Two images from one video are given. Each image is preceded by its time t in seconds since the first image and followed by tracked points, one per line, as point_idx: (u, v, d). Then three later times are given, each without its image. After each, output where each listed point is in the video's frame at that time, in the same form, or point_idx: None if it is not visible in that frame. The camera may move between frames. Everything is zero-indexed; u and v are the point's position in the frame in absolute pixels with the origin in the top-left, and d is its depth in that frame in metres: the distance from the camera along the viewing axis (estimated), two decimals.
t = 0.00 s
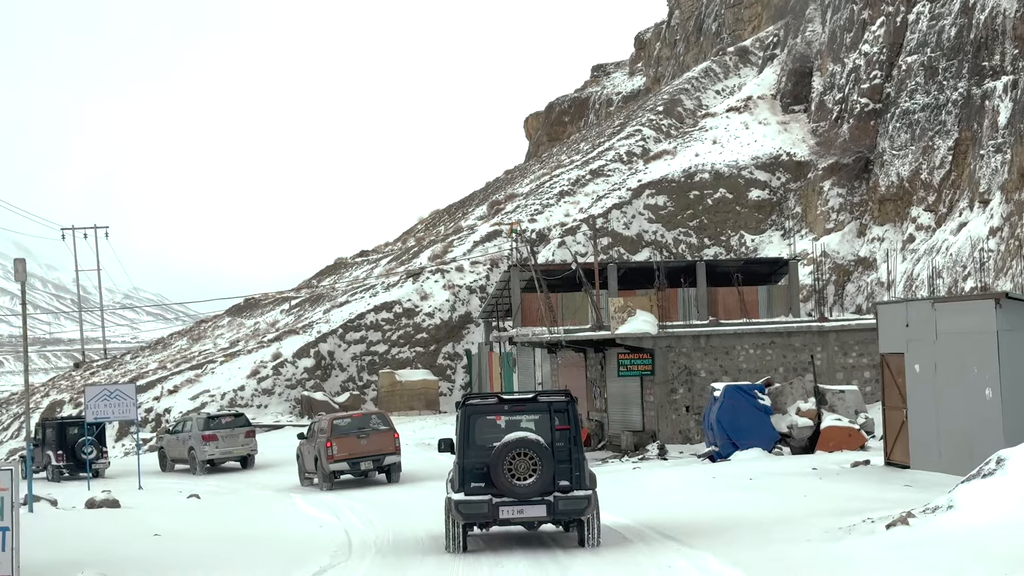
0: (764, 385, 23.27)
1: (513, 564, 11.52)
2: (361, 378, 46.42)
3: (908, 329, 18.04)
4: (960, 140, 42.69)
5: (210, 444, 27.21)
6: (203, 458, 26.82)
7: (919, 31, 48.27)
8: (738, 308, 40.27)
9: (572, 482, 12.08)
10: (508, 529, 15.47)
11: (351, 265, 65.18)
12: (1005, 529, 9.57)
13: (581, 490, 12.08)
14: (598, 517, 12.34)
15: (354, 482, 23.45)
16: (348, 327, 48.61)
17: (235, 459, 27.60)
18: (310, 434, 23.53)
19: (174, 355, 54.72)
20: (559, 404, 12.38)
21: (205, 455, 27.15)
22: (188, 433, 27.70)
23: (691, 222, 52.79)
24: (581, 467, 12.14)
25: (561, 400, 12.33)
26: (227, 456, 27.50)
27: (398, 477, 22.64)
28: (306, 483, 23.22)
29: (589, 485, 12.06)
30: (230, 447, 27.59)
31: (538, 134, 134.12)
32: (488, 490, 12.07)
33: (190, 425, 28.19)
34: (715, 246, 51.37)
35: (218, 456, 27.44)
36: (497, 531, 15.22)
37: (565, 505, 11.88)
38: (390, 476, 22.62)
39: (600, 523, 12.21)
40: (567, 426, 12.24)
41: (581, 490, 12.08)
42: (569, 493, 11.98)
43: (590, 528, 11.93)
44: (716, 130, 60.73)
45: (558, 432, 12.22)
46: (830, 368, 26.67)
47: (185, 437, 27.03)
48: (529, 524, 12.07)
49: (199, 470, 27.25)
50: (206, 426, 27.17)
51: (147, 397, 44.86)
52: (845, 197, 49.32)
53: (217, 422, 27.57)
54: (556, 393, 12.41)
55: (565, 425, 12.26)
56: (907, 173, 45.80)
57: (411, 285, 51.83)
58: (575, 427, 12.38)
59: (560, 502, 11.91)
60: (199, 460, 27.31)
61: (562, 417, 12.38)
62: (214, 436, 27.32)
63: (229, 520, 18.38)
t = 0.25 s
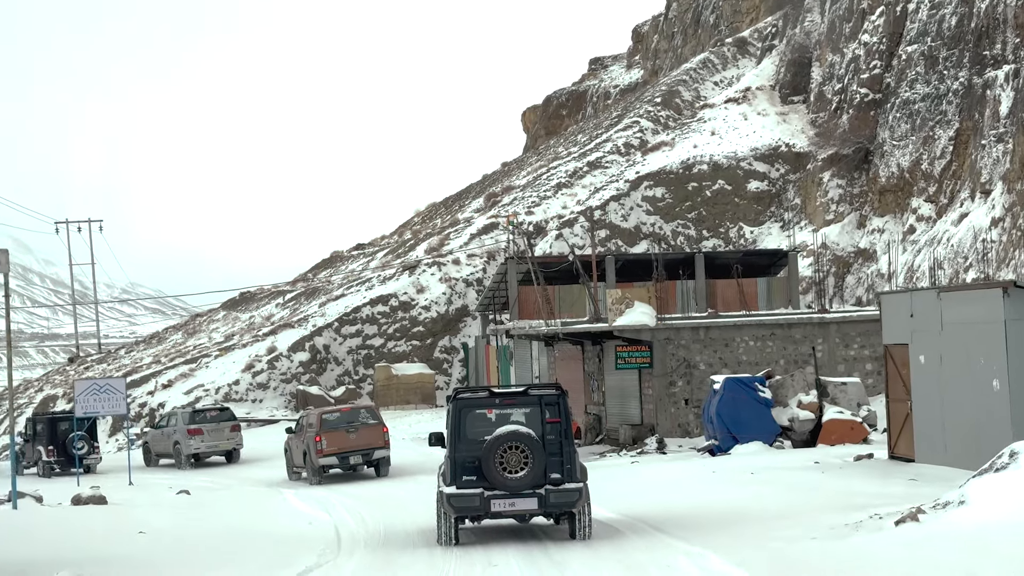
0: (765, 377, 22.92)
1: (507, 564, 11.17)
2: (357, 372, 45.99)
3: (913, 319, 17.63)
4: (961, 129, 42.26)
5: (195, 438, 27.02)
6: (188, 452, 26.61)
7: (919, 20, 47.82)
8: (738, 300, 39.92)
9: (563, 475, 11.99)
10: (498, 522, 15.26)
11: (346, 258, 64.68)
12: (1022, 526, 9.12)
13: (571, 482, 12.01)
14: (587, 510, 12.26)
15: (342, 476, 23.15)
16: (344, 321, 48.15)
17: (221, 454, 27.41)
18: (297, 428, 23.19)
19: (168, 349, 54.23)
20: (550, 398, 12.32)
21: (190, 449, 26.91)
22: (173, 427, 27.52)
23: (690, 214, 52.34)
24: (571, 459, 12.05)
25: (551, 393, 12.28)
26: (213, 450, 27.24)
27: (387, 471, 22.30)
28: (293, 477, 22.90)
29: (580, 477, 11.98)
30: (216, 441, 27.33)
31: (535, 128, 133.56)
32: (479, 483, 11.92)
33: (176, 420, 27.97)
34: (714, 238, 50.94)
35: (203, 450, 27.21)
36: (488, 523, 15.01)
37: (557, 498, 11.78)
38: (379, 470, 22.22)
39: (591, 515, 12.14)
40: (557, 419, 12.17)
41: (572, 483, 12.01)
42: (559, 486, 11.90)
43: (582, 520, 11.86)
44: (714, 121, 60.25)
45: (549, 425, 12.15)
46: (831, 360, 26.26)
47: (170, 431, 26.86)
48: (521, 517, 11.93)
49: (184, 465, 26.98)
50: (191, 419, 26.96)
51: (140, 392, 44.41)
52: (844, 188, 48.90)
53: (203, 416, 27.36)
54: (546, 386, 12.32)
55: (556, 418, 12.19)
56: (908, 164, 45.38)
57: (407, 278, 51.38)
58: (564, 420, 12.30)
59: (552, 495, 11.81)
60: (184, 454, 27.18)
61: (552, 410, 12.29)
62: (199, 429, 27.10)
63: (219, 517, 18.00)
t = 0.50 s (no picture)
0: (769, 370, 22.46)
1: (506, 560, 10.87)
2: (355, 367, 45.63)
3: (921, 310, 17.28)
4: (964, 120, 41.87)
5: (184, 433, 27.01)
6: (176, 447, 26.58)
7: (921, 10, 47.38)
8: (739, 293, 39.60)
9: (562, 469, 11.82)
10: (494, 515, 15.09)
11: (344, 252, 64.26)
12: None
13: (570, 477, 11.81)
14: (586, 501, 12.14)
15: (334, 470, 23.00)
16: (341, 315, 47.75)
17: (209, 448, 27.39)
18: (289, 422, 22.97)
19: (165, 344, 53.82)
20: (548, 391, 12.04)
21: (179, 444, 26.93)
22: (162, 422, 27.48)
23: (690, 206, 51.97)
24: (570, 453, 11.85)
25: (550, 387, 12.00)
26: (202, 445, 27.22)
27: (381, 466, 22.08)
28: (284, 471, 22.75)
29: (579, 472, 11.80)
30: (205, 436, 27.31)
31: (533, 121, 133.00)
32: (478, 476, 11.78)
33: (165, 415, 27.95)
34: (714, 230, 50.57)
35: (192, 444, 27.22)
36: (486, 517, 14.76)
37: (555, 491, 11.65)
38: (371, 465, 21.98)
39: (589, 508, 11.97)
40: (556, 413, 11.89)
41: (570, 477, 11.82)
42: (558, 480, 11.72)
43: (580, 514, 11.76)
44: (714, 112, 59.80)
45: (548, 419, 11.90)
46: (835, 353, 25.89)
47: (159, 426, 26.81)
48: (519, 511, 11.79)
49: (173, 460, 27.00)
50: (180, 415, 26.96)
51: (136, 387, 44.03)
52: (846, 179, 48.53)
53: (192, 411, 27.34)
54: (545, 380, 12.05)
55: (555, 412, 11.92)
56: (909, 155, 44.99)
57: (405, 272, 50.98)
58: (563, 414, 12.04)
59: (550, 489, 11.67)
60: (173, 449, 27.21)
61: (551, 403, 12.02)
62: (188, 424, 27.10)
63: (213, 514, 17.65)
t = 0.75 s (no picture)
0: (775, 362, 22.03)
1: (508, 559, 10.44)
2: (353, 361, 45.19)
3: (933, 301, 16.84)
4: (967, 109, 41.38)
5: (171, 428, 26.80)
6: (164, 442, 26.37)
7: None
8: (742, 285, 39.21)
9: (561, 464, 11.66)
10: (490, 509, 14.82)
11: (342, 246, 63.75)
12: None
13: (569, 472, 11.66)
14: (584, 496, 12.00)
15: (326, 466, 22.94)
16: (339, 309, 47.28)
17: (197, 444, 27.21)
18: (280, 417, 22.92)
19: (162, 339, 53.36)
20: (548, 386, 11.91)
21: (166, 440, 26.74)
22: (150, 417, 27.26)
23: (691, 197, 51.53)
24: (569, 448, 11.70)
25: (550, 382, 11.87)
26: (190, 441, 27.06)
27: (372, 461, 22.15)
28: (276, 467, 22.70)
29: (578, 466, 11.65)
30: (193, 432, 27.15)
31: (532, 114, 132.35)
32: (478, 471, 11.57)
33: (151, 410, 27.73)
34: (715, 222, 50.14)
35: (180, 440, 27.04)
36: (486, 514, 14.35)
37: (555, 486, 11.48)
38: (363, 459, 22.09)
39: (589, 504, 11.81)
40: (556, 408, 11.75)
41: (570, 472, 11.66)
42: (558, 475, 11.56)
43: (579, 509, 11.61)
44: (715, 103, 59.28)
45: (547, 414, 11.75)
46: (841, 345, 25.47)
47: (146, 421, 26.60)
48: (518, 506, 11.60)
49: (160, 456, 26.80)
50: (168, 410, 26.77)
51: (133, 382, 43.59)
52: (848, 169, 48.08)
53: (180, 407, 27.14)
54: (545, 375, 11.91)
55: (555, 407, 11.77)
56: (913, 144, 44.52)
57: (403, 265, 50.52)
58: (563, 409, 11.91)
59: (549, 484, 11.50)
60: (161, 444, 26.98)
61: (550, 398, 11.89)
62: (176, 420, 26.93)
63: (208, 512, 17.21)
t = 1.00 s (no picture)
0: (778, 353, 21.67)
1: (505, 556, 10.09)
2: (351, 355, 44.80)
3: (941, 289, 16.43)
4: (970, 98, 40.92)
5: (159, 423, 26.66)
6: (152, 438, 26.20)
7: None
8: (743, 276, 38.83)
9: (555, 456, 11.62)
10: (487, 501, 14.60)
11: (339, 239, 63.31)
12: None
13: (563, 464, 11.63)
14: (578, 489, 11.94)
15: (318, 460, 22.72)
16: (337, 302, 46.87)
17: (184, 439, 27.11)
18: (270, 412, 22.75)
19: (158, 333, 52.95)
20: (541, 378, 11.88)
21: (154, 435, 26.60)
22: (137, 412, 27.13)
23: (690, 188, 51.12)
24: (563, 440, 11.66)
25: (543, 374, 11.82)
26: (177, 436, 26.93)
27: (365, 455, 21.84)
28: (266, 462, 22.46)
29: (572, 459, 11.61)
30: (180, 427, 27.05)
31: (530, 107, 131.76)
32: (471, 464, 11.58)
33: (138, 405, 27.58)
34: (715, 213, 49.73)
35: (167, 435, 26.90)
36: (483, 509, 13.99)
37: (548, 478, 11.44)
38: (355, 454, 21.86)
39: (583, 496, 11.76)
40: (549, 401, 11.72)
41: (563, 464, 11.63)
42: (550, 467, 11.53)
43: (573, 501, 11.57)
44: (715, 93, 58.81)
45: (541, 406, 11.72)
46: (844, 335, 25.09)
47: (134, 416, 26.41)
48: (512, 498, 11.59)
49: (148, 451, 26.66)
50: (154, 405, 26.62)
51: (128, 377, 43.21)
52: (849, 160, 47.66)
53: (166, 402, 26.99)
54: (538, 367, 11.89)
55: (548, 399, 11.75)
56: (914, 134, 44.08)
57: (401, 258, 50.11)
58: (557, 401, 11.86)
59: (543, 476, 11.46)
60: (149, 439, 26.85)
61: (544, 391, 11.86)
62: (163, 415, 26.77)
63: (199, 509, 16.85)
